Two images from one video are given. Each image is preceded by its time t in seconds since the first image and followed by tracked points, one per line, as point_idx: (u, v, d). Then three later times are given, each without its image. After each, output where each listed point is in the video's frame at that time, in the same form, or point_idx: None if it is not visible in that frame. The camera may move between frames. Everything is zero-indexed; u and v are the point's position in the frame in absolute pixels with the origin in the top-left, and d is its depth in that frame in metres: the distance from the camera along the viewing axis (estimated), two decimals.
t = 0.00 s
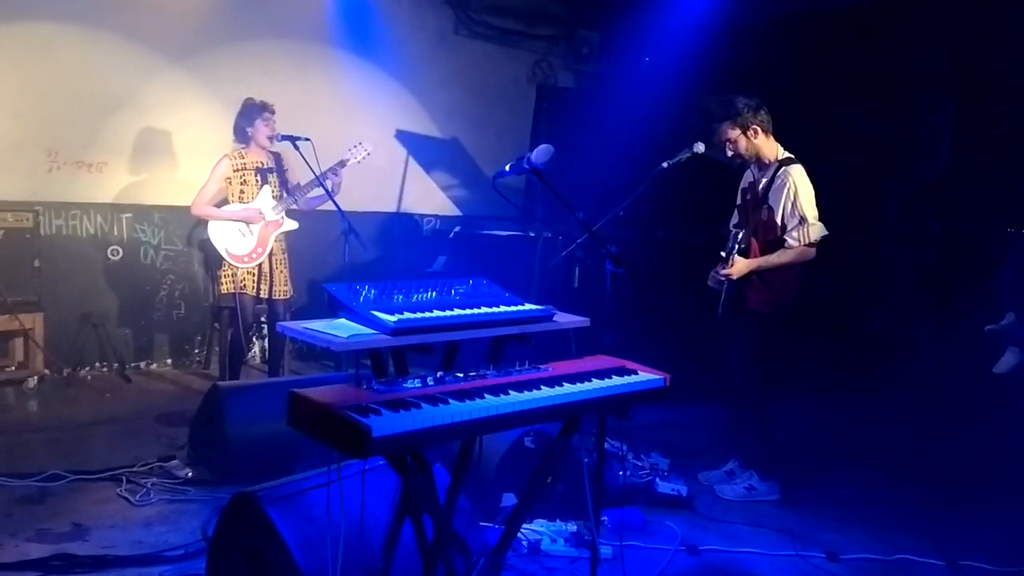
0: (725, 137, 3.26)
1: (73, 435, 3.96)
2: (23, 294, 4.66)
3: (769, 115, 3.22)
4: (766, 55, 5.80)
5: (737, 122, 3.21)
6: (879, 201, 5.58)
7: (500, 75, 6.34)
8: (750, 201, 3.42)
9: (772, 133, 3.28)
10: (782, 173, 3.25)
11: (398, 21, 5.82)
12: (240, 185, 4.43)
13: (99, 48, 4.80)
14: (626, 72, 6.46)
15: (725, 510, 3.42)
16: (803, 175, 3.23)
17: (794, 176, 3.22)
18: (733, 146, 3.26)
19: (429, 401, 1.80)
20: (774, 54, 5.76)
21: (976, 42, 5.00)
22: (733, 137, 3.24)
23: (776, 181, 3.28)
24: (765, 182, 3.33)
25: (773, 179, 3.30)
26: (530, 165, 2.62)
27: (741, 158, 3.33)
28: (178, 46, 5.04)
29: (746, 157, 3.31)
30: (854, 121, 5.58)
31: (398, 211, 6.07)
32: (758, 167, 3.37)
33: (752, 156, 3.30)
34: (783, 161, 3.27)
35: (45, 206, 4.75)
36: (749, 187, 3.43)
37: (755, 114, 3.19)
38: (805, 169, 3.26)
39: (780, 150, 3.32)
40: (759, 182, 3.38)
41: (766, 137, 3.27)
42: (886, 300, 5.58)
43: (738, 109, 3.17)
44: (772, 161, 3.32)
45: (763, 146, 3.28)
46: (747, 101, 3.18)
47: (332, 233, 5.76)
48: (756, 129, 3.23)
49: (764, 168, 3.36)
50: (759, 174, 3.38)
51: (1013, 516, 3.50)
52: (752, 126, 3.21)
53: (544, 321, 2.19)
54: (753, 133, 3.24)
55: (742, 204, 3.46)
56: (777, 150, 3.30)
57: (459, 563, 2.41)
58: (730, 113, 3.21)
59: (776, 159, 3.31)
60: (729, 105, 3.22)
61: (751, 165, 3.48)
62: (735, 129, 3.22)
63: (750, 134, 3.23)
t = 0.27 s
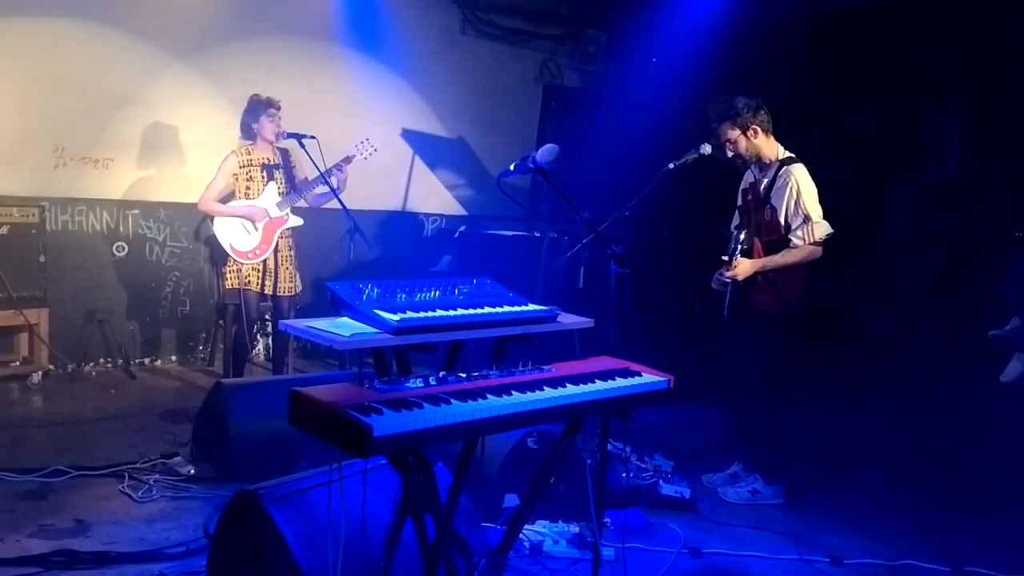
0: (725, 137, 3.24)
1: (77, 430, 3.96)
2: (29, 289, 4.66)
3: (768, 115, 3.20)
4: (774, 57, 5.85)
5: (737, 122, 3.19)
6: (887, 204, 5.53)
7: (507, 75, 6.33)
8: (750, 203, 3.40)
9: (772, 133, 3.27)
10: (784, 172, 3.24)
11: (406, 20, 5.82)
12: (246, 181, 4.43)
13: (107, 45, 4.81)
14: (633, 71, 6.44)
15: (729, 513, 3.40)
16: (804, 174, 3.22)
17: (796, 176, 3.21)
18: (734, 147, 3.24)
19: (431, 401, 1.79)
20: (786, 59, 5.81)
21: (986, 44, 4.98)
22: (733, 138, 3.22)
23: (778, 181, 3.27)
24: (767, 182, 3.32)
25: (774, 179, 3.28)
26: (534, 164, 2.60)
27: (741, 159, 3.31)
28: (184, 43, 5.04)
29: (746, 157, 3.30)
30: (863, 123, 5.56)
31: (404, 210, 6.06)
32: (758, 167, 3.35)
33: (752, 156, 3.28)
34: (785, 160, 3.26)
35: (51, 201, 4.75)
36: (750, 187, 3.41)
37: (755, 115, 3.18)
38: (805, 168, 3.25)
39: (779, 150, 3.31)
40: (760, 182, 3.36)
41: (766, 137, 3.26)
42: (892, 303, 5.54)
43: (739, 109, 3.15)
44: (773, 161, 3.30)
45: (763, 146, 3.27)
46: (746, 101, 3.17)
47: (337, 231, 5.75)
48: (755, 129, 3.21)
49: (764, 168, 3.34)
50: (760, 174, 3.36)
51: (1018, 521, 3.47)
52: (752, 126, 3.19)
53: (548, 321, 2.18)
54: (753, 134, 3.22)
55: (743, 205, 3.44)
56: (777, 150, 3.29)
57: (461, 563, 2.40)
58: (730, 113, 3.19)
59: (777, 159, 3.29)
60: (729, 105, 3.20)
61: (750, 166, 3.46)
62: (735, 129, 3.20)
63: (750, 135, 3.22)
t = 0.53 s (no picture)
0: (725, 137, 3.23)
1: (79, 427, 3.96)
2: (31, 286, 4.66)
3: (768, 115, 3.19)
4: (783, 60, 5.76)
5: (736, 123, 3.18)
6: (890, 207, 5.48)
7: (511, 74, 6.32)
8: (752, 203, 3.39)
9: (772, 133, 3.26)
10: (784, 172, 3.23)
11: (410, 19, 5.81)
12: (248, 179, 4.42)
13: (111, 42, 4.81)
14: (637, 70, 6.46)
15: (731, 514, 3.39)
16: (805, 173, 3.21)
17: (796, 176, 3.20)
18: (733, 147, 3.23)
19: (432, 400, 1.78)
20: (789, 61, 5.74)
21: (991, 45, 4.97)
22: (732, 138, 3.20)
23: (778, 181, 3.26)
24: (767, 183, 3.31)
25: (775, 180, 3.27)
26: (537, 163, 2.59)
27: (741, 159, 3.29)
28: (188, 41, 5.04)
29: (746, 158, 3.28)
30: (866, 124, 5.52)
31: (407, 209, 6.05)
32: (759, 167, 3.34)
33: (752, 156, 3.27)
34: (785, 160, 3.25)
35: (55, 198, 4.75)
36: (751, 188, 3.40)
37: (754, 115, 3.16)
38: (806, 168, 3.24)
39: (780, 150, 3.29)
40: (761, 182, 3.35)
41: (766, 137, 3.24)
42: (894, 306, 5.49)
43: (738, 109, 3.14)
44: (773, 161, 3.29)
45: (762, 146, 3.25)
46: (745, 102, 3.14)
47: (340, 229, 5.76)
48: (755, 129, 3.20)
49: (764, 169, 3.33)
50: (761, 174, 3.35)
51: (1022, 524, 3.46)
52: (751, 126, 3.18)
53: (549, 321, 2.17)
54: (753, 133, 3.21)
55: (744, 205, 3.43)
56: (778, 149, 3.28)
57: (462, 563, 2.40)
58: (729, 113, 3.18)
59: (777, 159, 3.29)
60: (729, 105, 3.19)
61: (750, 166, 3.45)
62: (735, 130, 3.19)
63: (750, 135, 3.20)
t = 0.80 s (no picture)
0: (723, 135, 3.23)
1: (78, 425, 3.97)
2: (31, 284, 4.67)
3: (766, 113, 3.19)
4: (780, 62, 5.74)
5: (734, 120, 3.19)
6: (890, 205, 5.47)
7: (511, 72, 6.33)
8: (748, 200, 3.39)
9: (770, 130, 3.26)
10: (781, 170, 3.24)
11: (410, 16, 5.80)
12: (248, 176, 4.43)
13: (110, 40, 4.81)
14: (636, 68, 6.40)
15: (730, 511, 3.39)
16: (802, 172, 3.21)
17: (794, 174, 3.20)
18: (731, 145, 3.24)
19: (431, 397, 1.78)
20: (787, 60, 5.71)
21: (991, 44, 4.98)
22: (731, 135, 3.21)
23: (776, 179, 3.26)
24: (764, 180, 3.31)
25: (772, 177, 3.27)
26: (537, 160, 2.59)
27: (738, 156, 3.30)
28: (188, 39, 5.04)
29: (744, 155, 3.29)
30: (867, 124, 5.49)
31: (407, 207, 6.06)
32: (757, 165, 3.33)
33: (750, 154, 3.27)
34: (783, 158, 3.26)
35: (55, 196, 4.75)
36: (748, 185, 3.40)
37: (753, 112, 3.16)
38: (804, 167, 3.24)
39: (778, 148, 3.30)
40: (758, 180, 3.35)
41: (764, 135, 3.24)
42: (894, 306, 5.51)
43: (737, 107, 3.14)
44: (770, 159, 3.30)
45: (760, 144, 3.25)
46: (745, 99, 3.14)
47: (340, 227, 5.76)
48: (754, 127, 3.19)
49: (762, 167, 3.33)
50: (758, 172, 3.34)
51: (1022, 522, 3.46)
52: (750, 124, 3.18)
53: (549, 318, 2.17)
54: (751, 131, 3.20)
55: (741, 202, 3.43)
56: (775, 147, 3.29)
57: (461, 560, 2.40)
58: (728, 110, 3.18)
59: (775, 157, 3.29)
60: (728, 103, 3.19)
61: (748, 163, 3.44)
62: (733, 127, 3.19)
63: (748, 132, 3.20)
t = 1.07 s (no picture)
0: (720, 129, 3.24)
1: (79, 419, 3.98)
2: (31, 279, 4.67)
3: (763, 108, 3.20)
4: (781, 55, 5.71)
5: (732, 114, 3.20)
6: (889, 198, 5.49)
7: (511, 66, 6.33)
8: (746, 195, 3.41)
9: (768, 125, 3.26)
10: (778, 165, 3.24)
11: (410, 11, 5.81)
12: (248, 171, 4.41)
13: (110, 35, 4.81)
14: (637, 62, 6.47)
15: (729, 505, 3.41)
16: (800, 167, 3.20)
17: (791, 169, 3.20)
18: (728, 139, 3.25)
19: (433, 390, 1.80)
20: (787, 53, 5.68)
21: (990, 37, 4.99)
22: (728, 130, 3.22)
23: (773, 174, 3.26)
24: (761, 175, 3.32)
25: (769, 172, 3.28)
26: (536, 155, 2.60)
27: (735, 151, 3.31)
28: (188, 34, 5.04)
29: (741, 150, 3.30)
30: (865, 117, 5.50)
31: (406, 202, 6.07)
32: (754, 159, 3.36)
33: (747, 148, 3.28)
34: (779, 153, 3.26)
35: (55, 191, 4.76)
36: (745, 180, 3.41)
37: (750, 107, 3.17)
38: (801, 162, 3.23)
39: (775, 143, 3.30)
40: (755, 174, 3.37)
41: (761, 130, 3.24)
42: (893, 299, 5.50)
43: (734, 102, 3.15)
44: (767, 154, 3.30)
45: (757, 139, 3.25)
46: (742, 94, 3.16)
47: (340, 222, 5.77)
48: (751, 122, 3.20)
49: (759, 161, 3.35)
50: (755, 166, 3.37)
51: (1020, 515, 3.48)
52: (747, 119, 3.19)
53: (549, 312, 2.19)
54: (748, 126, 3.21)
55: (738, 196, 3.46)
56: (773, 142, 3.29)
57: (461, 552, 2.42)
58: (725, 105, 3.20)
59: (772, 152, 3.29)
60: (725, 97, 3.20)
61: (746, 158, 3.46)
62: (731, 122, 3.21)
63: (745, 127, 3.21)
